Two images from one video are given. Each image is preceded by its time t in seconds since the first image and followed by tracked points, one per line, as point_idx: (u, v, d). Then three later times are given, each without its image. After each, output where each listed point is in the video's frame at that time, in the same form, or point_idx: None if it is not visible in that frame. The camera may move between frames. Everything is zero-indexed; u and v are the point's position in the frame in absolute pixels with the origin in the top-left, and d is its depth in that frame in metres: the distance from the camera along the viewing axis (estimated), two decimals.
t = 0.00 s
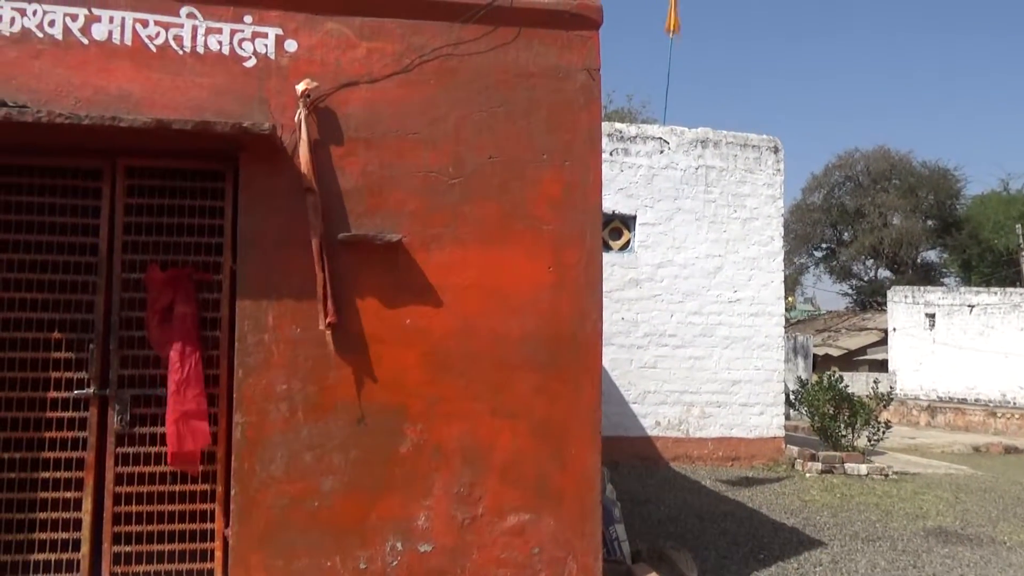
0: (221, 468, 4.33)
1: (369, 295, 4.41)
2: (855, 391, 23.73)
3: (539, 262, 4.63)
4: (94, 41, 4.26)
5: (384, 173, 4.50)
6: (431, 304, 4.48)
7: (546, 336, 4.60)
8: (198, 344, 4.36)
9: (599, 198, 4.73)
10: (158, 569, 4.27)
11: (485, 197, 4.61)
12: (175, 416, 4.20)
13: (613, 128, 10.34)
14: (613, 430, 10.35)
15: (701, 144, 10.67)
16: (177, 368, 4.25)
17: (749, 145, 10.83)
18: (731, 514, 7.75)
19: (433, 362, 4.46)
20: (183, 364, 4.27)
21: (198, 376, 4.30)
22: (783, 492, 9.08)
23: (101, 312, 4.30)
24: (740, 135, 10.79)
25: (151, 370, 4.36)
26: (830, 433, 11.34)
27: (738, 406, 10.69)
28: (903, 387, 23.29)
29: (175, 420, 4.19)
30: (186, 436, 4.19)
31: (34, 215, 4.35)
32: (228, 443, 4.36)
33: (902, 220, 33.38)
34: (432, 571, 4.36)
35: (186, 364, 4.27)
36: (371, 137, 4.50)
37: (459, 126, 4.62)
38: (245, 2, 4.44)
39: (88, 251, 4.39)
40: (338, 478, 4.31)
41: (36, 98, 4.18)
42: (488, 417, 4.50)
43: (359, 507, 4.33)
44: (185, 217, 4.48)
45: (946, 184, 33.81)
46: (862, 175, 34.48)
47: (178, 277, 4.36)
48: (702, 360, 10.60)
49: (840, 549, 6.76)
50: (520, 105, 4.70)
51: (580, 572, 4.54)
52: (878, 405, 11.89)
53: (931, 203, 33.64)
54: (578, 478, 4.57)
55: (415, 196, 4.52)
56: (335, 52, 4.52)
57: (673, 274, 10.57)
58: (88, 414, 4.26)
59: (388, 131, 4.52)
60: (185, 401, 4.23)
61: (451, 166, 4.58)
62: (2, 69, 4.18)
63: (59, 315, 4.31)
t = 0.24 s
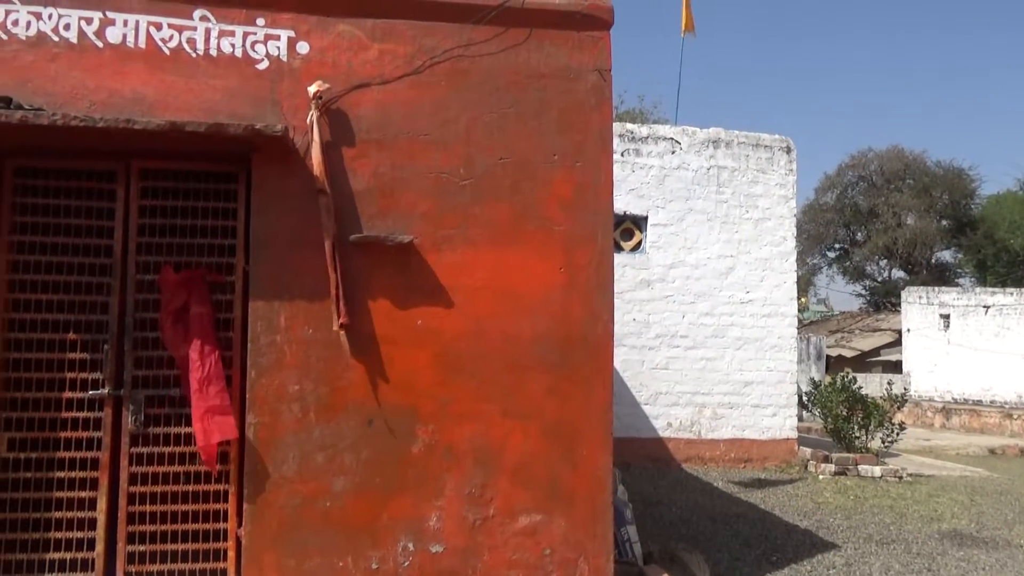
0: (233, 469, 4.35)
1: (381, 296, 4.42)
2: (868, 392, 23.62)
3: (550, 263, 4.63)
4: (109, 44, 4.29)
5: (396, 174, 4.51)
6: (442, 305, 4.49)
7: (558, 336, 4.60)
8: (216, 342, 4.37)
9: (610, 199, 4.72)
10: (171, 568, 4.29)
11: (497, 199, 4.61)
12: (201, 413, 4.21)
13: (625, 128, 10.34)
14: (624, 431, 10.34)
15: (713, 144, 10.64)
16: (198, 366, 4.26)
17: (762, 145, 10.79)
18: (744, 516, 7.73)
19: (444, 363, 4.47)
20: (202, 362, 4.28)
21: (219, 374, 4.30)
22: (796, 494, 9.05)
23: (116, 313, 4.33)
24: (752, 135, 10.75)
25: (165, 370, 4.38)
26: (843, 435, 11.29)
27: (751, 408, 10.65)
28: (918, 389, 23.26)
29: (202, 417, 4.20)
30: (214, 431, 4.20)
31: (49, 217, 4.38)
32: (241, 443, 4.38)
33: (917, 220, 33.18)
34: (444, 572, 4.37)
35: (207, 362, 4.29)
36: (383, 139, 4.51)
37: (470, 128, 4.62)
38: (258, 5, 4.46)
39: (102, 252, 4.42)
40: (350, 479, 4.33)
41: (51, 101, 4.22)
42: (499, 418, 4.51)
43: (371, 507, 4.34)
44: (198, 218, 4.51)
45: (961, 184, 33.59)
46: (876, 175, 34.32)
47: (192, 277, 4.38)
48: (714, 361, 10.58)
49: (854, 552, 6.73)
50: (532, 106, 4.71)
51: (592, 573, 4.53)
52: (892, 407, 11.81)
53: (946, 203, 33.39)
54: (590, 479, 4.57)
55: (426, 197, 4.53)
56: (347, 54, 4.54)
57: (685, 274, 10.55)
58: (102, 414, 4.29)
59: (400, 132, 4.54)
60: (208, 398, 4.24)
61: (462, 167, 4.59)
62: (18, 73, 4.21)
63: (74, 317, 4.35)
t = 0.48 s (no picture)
0: (245, 470, 4.36)
1: (391, 297, 4.44)
2: (880, 395, 23.50)
3: (560, 265, 4.63)
4: (122, 47, 4.32)
5: (406, 175, 4.52)
6: (452, 306, 4.50)
7: (568, 338, 4.60)
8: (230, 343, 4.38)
9: (620, 201, 4.72)
10: (183, 568, 4.32)
11: (507, 200, 4.62)
12: (218, 414, 4.22)
13: (635, 130, 10.34)
14: (635, 433, 10.33)
15: (723, 145, 10.62)
16: (213, 367, 4.26)
17: (772, 146, 10.76)
18: (755, 518, 7.70)
19: (454, 364, 4.48)
20: (217, 364, 4.28)
21: (235, 375, 4.31)
22: (807, 497, 9.01)
23: (128, 314, 4.35)
24: (763, 136, 10.72)
25: (178, 371, 4.41)
26: (855, 437, 11.23)
27: (762, 410, 10.61)
28: (932, 392, 23.20)
29: (219, 418, 4.21)
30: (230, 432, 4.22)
31: (63, 219, 4.42)
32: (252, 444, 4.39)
33: (929, 221, 33.00)
34: (454, 573, 4.37)
35: (222, 363, 4.29)
36: (393, 140, 4.52)
37: (480, 129, 4.63)
38: (269, 8, 4.48)
39: (116, 254, 4.46)
40: (360, 480, 4.34)
41: (65, 104, 4.25)
42: (509, 420, 4.51)
43: (382, 508, 4.35)
44: (210, 220, 4.53)
45: (974, 185, 33.38)
46: (888, 176, 34.15)
47: (204, 279, 4.39)
48: (724, 363, 10.55)
49: (866, 555, 6.69)
50: (542, 108, 4.71)
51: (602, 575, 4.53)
52: (905, 409, 11.73)
53: (959, 204, 33.23)
54: (600, 481, 4.56)
55: (436, 199, 4.54)
56: (357, 56, 4.55)
57: (696, 276, 10.53)
58: (114, 415, 4.32)
59: (410, 134, 4.55)
60: (225, 399, 4.25)
61: (472, 169, 4.60)
62: (32, 76, 4.25)
63: (87, 317, 4.38)
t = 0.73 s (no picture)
0: (245, 472, 4.36)
1: (393, 299, 4.44)
2: (882, 397, 23.48)
3: (561, 267, 4.63)
4: (124, 49, 4.33)
5: (408, 177, 4.53)
6: (453, 308, 4.50)
7: (569, 340, 4.60)
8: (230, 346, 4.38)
9: (621, 202, 4.72)
10: (184, 570, 4.32)
11: (508, 202, 4.62)
12: (218, 417, 4.23)
13: (637, 132, 10.35)
14: (636, 435, 10.33)
15: (725, 147, 10.62)
16: (214, 370, 4.27)
17: (774, 148, 10.76)
18: (756, 521, 7.69)
19: (455, 366, 4.48)
20: (219, 366, 4.28)
21: (235, 377, 4.32)
22: (808, 499, 9.00)
23: (130, 316, 4.37)
24: (765, 138, 10.72)
25: (180, 373, 4.41)
26: (857, 440, 11.21)
27: (763, 412, 10.60)
28: (932, 394, 23.09)
29: (219, 421, 4.21)
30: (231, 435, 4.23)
31: (65, 220, 4.42)
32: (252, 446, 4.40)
33: (931, 223, 32.99)
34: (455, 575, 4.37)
35: (223, 366, 4.29)
36: (395, 142, 4.53)
37: (481, 131, 4.63)
38: (272, 10, 4.49)
39: (117, 255, 4.46)
40: (361, 481, 4.34)
41: (67, 105, 4.26)
42: (510, 422, 4.51)
43: (383, 510, 4.35)
44: (211, 222, 4.54)
45: (976, 187, 33.37)
46: (890, 178, 34.14)
47: (206, 281, 4.40)
48: (725, 365, 10.54)
49: (867, 558, 6.69)
50: (543, 110, 4.71)
51: None
52: (906, 412, 11.72)
53: (961, 207, 33.26)
54: (601, 483, 4.56)
55: (438, 200, 4.55)
56: (359, 58, 4.56)
57: (697, 278, 10.52)
58: (116, 416, 4.32)
59: (412, 136, 4.55)
60: (225, 402, 4.26)
61: (474, 171, 4.60)
62: (35, 78, 4.25)
63: (89, 319, 4.39)
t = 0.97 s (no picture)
0: (245, 475, 4.36)
1: (393, 302, 4.44)
2: (882, 401, 23.46)
3: (562, 271, 4.63)
4: (126, 52, 4.34)
5: (409, 181, 4.53)
6: (454, 312, 4.50)
7: (569, 343, 4.60)
8: (229, 350, 4.38)
9: (622, 206, 4.72)
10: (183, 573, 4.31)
11: (508, 205, 4.62)
12: (216, 422, 4.25)
13: (637, 136, 10.36)
14: (636, 439, 10.32)
15: (725, 151, 10.62)
16: (214, 374, 4.28)
17: (774, 152, 10.76)
18: (756, 525, 7.68)
19: (456, 370, 4.48)
20: (218, 371, 4.29)
21: (234, 383, 4.34)
22: (809, 503, 8.99)
23: (131, 319, 4.37)
24: (765, 142, 10.73)
25: (180, 376, 4.40)
26: (857, 444, 11.21)
27: (764, 416, 10.59)
28: (933, 399, 23.24)
29: (217, 428, 4.24)
30: (228, 441, 4.27)
31: (65, 223, 4.42)
32: (252, 449, 4.40)
33: (931, 227, 32.98)
34: None
35: (222, 371, 4.31)
36: (396, 146, 4.53)
37: (482, 135, 4.64)
38: (273, 14, 4.50)
39: (118, 258, 4.46)
40: (361, 485, 4.34)
41: (69, 109, 4.26)
42: (511, 426, 4.51)
43: (383, 514, 4.35)
44: (212, 225, 4.54)
45: (976, 192, 33.37)
46: (890, 183, 34.16)
47: (206, 284, 4.41)
48: (726, 369, 10.54)
49: (868, 562, 6.68)
50: (544, 113, 4.72)
51: None
52: (907, 416, 11.71)
53: (961, 211, 33.24)
54: (601, 487, 4.56)
55: (438, 204, 4.55)
56: (360, 62, 4.57)
57: (697, 282, 10.53)
58: (116, 419, 4.31)
59: (413, 140, 4.56)
60: (224, 407, 4.28)
61: (474, 174, 4.61)
62: (37, 81, 4.26)
63: (90, 322, 4.39)
